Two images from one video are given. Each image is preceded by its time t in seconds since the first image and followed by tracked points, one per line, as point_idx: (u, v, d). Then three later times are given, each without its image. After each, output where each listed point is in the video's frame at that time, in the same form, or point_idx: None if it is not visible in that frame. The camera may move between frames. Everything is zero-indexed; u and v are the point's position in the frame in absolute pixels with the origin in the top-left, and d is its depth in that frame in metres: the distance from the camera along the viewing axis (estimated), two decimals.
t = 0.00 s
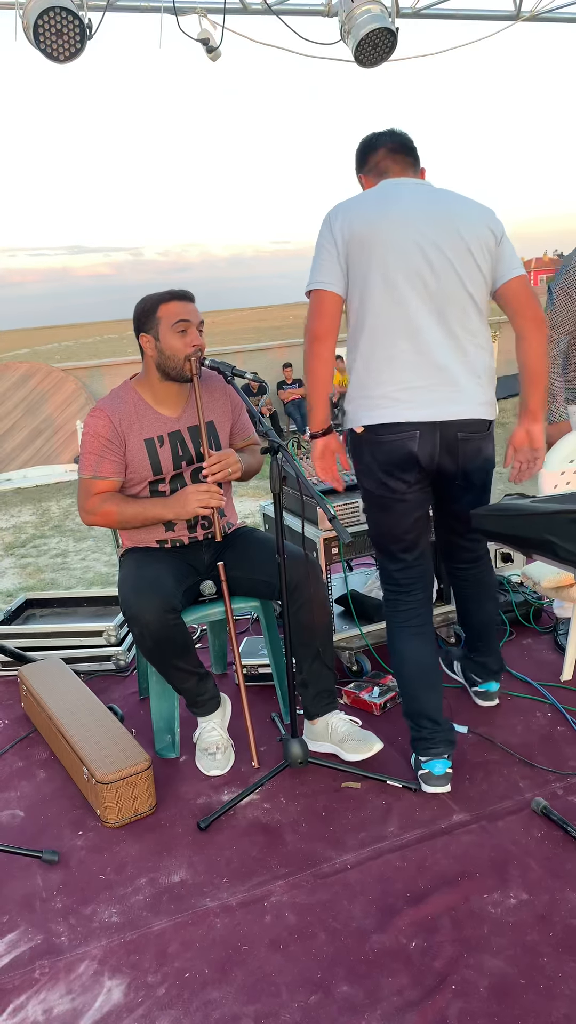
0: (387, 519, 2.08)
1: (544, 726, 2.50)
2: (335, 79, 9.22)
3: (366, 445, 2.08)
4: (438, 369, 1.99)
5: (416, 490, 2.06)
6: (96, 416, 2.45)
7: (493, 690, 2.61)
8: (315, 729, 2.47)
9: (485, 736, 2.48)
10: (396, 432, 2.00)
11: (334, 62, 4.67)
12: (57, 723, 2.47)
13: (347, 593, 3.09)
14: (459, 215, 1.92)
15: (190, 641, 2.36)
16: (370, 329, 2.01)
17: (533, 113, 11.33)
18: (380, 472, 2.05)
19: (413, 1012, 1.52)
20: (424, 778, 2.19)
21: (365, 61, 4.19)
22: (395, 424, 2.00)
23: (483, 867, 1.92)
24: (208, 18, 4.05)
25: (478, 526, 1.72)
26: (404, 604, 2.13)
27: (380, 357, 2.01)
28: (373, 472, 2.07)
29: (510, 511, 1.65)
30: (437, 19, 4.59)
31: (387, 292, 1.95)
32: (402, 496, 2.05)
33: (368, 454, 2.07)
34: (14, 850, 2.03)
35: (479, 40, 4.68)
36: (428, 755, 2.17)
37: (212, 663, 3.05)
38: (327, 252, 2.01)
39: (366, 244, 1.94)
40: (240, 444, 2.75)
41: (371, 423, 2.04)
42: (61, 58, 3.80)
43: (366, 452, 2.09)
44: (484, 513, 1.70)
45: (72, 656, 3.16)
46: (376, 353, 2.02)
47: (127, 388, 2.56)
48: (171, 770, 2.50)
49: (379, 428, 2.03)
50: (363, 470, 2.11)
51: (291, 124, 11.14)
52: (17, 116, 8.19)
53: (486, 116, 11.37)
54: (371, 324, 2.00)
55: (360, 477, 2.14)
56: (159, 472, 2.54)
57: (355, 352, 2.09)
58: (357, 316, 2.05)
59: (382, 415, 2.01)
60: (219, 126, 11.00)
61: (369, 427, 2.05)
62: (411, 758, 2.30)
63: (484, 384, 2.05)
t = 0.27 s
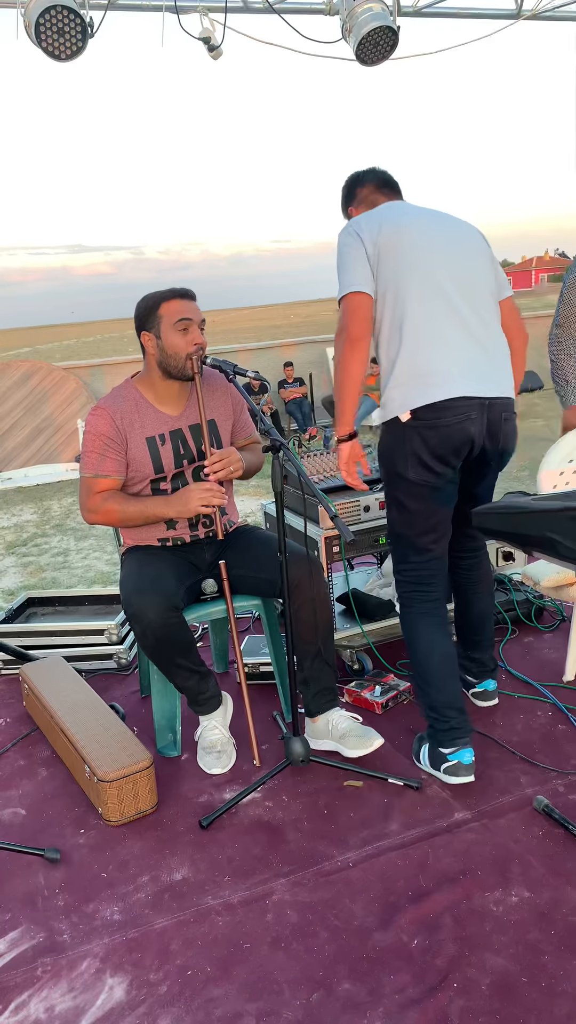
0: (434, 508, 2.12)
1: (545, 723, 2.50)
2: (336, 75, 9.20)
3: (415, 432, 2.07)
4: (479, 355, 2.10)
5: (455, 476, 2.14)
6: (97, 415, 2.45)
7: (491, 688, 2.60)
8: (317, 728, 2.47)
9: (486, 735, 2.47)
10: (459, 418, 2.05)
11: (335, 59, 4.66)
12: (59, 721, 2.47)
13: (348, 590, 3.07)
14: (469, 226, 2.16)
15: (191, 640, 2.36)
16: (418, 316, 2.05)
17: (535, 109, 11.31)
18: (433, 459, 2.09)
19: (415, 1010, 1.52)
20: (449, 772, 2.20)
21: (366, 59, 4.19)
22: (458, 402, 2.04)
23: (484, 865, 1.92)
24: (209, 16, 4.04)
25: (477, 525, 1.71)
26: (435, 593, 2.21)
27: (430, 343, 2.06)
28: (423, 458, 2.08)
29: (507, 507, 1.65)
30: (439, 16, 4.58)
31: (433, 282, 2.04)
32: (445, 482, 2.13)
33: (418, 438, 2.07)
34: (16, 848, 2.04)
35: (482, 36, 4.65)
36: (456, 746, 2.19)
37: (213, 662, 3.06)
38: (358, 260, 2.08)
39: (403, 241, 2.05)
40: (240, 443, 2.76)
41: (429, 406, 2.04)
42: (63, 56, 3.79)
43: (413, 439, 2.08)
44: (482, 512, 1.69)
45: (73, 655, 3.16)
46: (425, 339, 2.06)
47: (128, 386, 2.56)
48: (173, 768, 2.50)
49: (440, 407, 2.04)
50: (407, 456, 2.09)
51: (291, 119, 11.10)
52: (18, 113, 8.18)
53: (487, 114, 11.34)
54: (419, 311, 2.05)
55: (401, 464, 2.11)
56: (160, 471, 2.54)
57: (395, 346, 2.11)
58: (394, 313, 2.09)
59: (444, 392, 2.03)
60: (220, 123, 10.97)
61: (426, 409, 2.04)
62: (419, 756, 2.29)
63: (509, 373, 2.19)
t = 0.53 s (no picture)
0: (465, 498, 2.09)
1: (546, 722, 2.50)
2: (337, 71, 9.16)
3: (448, 420, 2.04)
4: (497, 344, 2.11)
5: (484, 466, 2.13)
6: (99, 413, 2.46)
7: (493, 686, 2.59)
8: (319, 727, 2.47)
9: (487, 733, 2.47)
10: (492, 403, 2.03)
11: (337, 57, 4.64)
12: (60, 719, 2.47)
13: (349, 590, 3.07)
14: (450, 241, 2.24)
15: (193, 638, 2.36)
16: (433, 310, 2.06)
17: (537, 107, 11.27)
18: (466, 447, 2.07)
19: (416, 1009, 1.52)
20: (469, 770, 2.19)
21: (369, 58, 4.17)
22: (489, 382, 2.03)
23: (485, 864, 1.92)
24: (211, 14, 4.03)
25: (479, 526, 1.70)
26: (459, 589, 2.19)
27: (451, 332, 2.05)
28: (456, 446, 2.06)
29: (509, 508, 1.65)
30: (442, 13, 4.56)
31: (443, 277, 2.07)
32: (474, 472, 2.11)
33: (450, 427, 2.05)
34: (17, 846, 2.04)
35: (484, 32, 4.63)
36: (480, 742, 2.18)
37: (215, 661, 3.06)
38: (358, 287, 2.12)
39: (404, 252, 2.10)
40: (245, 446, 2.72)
41: (460, 391, 2.02)
42: (65, 54, 3.78)
43: (446, 427, 2.05)
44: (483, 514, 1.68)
45: (74, 653, 3.17)
46: (445, 331, 2.05)
47: (131, 384, 2.56)
48: (174, 766, 2.50)
49: (471, 389, 2.02)
50: (439, 445, 2.06)
51: (293, 116, 11.07)
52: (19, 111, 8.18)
53: (489, 112, 11.31)
54: (434, 305, 2.06)
55: (432, 453, 2.08)
56: (161, 468, 2.54)
57: (414, 345, 2.09)
58: (404, 319, 2.10)
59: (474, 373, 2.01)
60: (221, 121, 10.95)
61: (458, 392, 2.02)
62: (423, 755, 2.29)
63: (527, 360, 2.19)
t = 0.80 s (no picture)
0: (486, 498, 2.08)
1: (547, 722, 2.49)
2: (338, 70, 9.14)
3: (467, 419, 2.04)
4: (501, 335, 2.12)
5: (502, 466, 2.13)
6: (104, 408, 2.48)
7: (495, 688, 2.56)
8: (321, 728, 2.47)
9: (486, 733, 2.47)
10: (511, 399, 2.04)
11: (338, 56, 4.64)
12: (60, 718, 2.47)
13: (350, 589, 3.06)
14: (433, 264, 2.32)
15: (192, 638, 2.36)
16: (440, 308, 2.11)
17: (538, 106, 11.25)
18: (486, 446, 2.06)
19: (415, 1009, 1.52)
20: (474, 775, 2.19)
21: (371, 57, 4.17)
22: (506, 376, 2.04)
23: (485, 864, 1.92)
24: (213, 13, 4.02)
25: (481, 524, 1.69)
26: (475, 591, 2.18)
27: (460, 326, 2.09)
28: (476, 445, 2.05)
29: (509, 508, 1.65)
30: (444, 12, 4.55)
31: (431, 291, 2.13)
32: (492, 472, 2.11)
33: (469, 427, 2.04)
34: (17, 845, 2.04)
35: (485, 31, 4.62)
36: (485, 749, 2.17)
37: (215, 660, 3.06)
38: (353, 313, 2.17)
39: (407, 269, 2.20)
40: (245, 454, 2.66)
41: (476, 387, 2.02)
42: (66, 53, 3.78)
43: (466, 427, 2.04)
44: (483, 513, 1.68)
45: (74, 652, 3.17)
46: (455, 325, 2.09)
47: (136, 381, 2.58)
48: (174, 765, 2.50)
49: (486, 380, 2.02)
50: (458, 445, 2.06)
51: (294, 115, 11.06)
52: (20, 110, 8.17)
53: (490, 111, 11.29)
54: (441, 304, 2.11)
55: (451, 452, 2.07)
56: (158, 466, 2.53)
57: (423, 343, 2.12)
58: (403, 332, 2.14)
59: (488, 360, 2.03)
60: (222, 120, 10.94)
61: (476, 382, 2.02)
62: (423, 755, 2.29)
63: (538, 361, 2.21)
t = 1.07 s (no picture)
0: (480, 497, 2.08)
1: (543, 720, 2.49)
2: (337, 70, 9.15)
3: (459, 419, 2.04)
4: (492, 334, 2.11)
5: (496, 465, 2.13)
6: (99, 407, 2.46)
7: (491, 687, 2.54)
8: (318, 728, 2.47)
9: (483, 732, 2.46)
10: (502, 399, 2.02)
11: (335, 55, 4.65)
12: (57, 717, 2.47)
13: (347, 587, 3.06)
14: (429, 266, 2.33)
15: (190, 637, 2.36)
16: (432, 310, 2.12)
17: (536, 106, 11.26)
18: (479, 445, 2.06)
19: (410, 1007, 1.53)
20: (470, 776, 2.19)
21: (368, 58, 4.18)
22: (495, 375, 2.02)
23: (481, 863, 1.92)
24: (210, 12, 4.02)
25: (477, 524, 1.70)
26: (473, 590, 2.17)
27: (450, 326, 2.09)
28: (469, 444, 2.05)
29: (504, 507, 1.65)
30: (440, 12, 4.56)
31: (422, 294, 2.14)
32: (488, 471, 2.11)
33: (461, 427, 2.04)
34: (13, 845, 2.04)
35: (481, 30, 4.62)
36: (482, 749, 2.18)
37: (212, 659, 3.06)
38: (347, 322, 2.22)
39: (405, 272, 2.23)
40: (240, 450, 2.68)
41: (464, 387, 2.02)
42: (63, 52, 3.77)
43: (458, 427, 2.05)
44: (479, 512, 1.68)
45: (71, 651, 3.17)
46: (444, 326, 2.09)
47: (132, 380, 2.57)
48: (170, 764, 2.50)
49: (475, 378, 2.01)
50: (452, 445, 2.07)
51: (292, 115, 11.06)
52: (18, 109, 8.18)
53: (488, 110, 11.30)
54: (432, 306, 2.12)
55: (445, 453, 2.08)
56: (155, 465, 2.53)
57: (415, 345, 2.13)
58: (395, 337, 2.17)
59: (475, 359, 2.02)
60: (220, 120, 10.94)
61: (463, 382, 2.02)
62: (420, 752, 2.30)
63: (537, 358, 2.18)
